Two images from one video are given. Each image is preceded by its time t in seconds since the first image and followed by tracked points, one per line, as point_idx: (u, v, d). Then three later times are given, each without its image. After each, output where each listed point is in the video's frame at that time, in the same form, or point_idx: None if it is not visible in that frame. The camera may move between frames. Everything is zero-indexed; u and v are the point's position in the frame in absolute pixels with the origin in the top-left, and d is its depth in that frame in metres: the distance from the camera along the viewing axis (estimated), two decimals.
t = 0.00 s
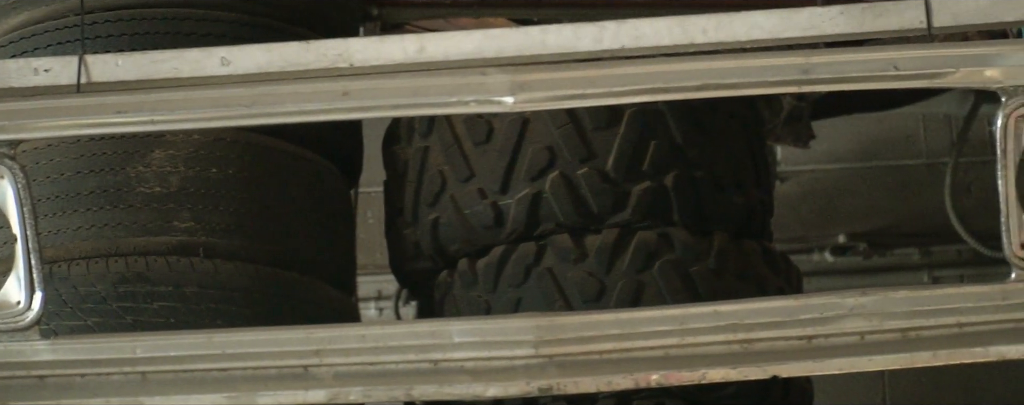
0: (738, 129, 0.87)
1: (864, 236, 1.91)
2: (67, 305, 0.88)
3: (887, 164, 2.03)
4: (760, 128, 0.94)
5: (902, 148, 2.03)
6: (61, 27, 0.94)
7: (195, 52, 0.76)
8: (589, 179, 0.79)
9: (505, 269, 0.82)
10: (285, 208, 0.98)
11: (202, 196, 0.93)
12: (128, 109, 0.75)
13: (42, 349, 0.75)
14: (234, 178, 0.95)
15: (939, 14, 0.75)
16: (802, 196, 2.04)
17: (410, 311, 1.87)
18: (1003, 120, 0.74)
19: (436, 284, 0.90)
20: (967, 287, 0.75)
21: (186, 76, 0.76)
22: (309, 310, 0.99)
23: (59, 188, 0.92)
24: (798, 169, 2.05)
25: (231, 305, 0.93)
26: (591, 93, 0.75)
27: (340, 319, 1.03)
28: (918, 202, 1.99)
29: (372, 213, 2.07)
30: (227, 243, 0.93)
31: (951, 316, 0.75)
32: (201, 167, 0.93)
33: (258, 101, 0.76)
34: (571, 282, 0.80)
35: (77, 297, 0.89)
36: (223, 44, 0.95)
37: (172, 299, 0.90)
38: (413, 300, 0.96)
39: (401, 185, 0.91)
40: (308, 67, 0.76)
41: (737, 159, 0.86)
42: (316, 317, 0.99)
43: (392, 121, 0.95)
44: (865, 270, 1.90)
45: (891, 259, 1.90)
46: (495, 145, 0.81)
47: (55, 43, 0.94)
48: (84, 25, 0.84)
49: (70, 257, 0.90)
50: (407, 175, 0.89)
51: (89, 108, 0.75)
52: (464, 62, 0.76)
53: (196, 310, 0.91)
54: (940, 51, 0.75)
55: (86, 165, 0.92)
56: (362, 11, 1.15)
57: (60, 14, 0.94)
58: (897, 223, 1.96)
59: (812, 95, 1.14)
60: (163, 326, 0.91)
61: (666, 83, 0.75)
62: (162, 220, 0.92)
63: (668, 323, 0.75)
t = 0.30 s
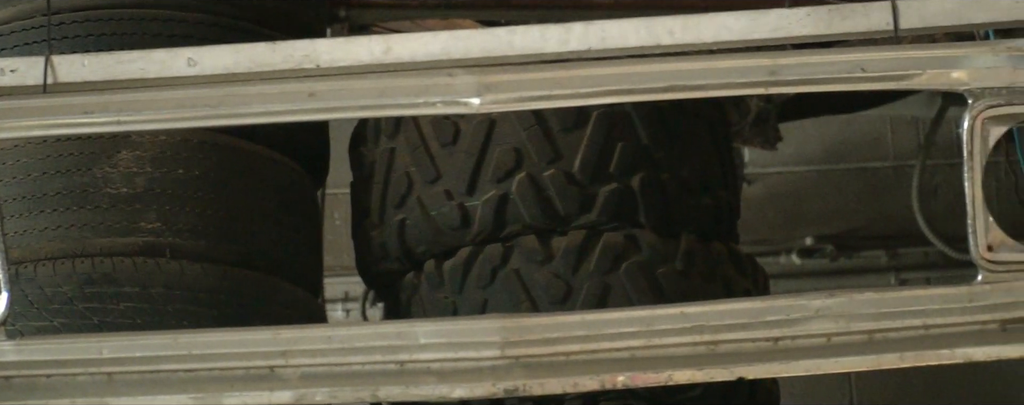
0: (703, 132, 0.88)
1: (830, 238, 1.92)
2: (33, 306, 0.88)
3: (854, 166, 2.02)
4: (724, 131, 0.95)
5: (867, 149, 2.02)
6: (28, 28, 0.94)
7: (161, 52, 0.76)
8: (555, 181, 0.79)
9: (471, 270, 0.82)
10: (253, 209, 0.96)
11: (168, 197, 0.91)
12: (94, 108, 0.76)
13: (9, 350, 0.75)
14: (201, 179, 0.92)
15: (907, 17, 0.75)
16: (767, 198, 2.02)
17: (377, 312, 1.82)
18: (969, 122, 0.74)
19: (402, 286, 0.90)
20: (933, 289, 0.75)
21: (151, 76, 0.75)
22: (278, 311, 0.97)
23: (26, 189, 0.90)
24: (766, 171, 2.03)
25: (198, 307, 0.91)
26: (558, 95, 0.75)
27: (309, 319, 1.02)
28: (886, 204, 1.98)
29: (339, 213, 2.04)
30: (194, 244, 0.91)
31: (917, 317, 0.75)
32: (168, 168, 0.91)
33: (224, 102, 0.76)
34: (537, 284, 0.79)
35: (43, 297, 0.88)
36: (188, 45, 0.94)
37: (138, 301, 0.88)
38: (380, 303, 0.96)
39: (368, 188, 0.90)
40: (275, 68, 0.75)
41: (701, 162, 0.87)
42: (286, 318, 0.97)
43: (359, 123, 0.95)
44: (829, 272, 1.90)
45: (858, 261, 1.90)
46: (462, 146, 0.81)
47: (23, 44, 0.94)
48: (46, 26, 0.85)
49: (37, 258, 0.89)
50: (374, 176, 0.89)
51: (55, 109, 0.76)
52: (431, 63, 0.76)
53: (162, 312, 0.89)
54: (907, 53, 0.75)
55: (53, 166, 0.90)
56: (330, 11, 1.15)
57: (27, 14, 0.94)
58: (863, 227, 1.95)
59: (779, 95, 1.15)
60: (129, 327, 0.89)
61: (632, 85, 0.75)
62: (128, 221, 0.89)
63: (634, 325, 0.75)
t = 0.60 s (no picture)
0: (667, 132, 0.89)
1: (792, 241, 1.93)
2: None
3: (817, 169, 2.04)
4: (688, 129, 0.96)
5: (832, 153, 2.04)
6: None
7: (124, 53, 0.77)
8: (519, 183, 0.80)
9: (434, 272, 0.83)
10: (216, 212, 0.96)
11: (131, 198, 0.91)
12: (54, 110, 0.75)
13: None
14: (162, 180, 0.92)
15: (869, 18, 0.75)
16: (733, 200, 2.04)
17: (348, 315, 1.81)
18: (931, 125, 0.74)
19: (365, 288, 0.91)
20: (896, 291, 0.75)
21: (113, 77, 0.76)
22: (238, 312, 0.97)
23: None
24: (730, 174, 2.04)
25: (160, 308, 0.91)
26: (521, 97, 0.76)
27: (267, 323, 1.02)
28: (847, 205, 2.01)
29: (301, 216, 2.03)
30: (157, 246, 0.91)
31: (879, 320, 0.75)
32: (130, 169, 0.91)
33: (186, 103, 0.75)
34: (500, 286, 0.80)
35: (7, 298, 0.89)
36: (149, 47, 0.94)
37: (101, 302, 0.89)
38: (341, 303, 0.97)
39: (330, 189, 0.91)
40: (236, 70, 0.77)
41: (665, 163, 0.88)
42: (247, 320, 0.98)
43: (321, 124, 0.96)
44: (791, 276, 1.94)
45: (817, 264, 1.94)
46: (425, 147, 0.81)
47: None
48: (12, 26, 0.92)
49: None
50: (336, 178, 0.90)
51: (19, 110, 0.75)
52: (393, 64, 0.77)
53: (125, 313, 0.90)
54: (869, 55, 0.75)
55: (18, 167, 0.90)
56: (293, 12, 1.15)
57: None
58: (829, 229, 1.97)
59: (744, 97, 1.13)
60: (93, 329, 0.90)
61: (595, 87, 0.75)
62: (91, 222, 0.89)
63: (596, 327, 0.74)
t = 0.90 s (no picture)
0: (628, 136, 0.94)
1: (756, 244, 2.10)
2: None
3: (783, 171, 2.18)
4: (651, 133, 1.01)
5: (795, 158, 2.19)
6: None
7: (86, 54, 0.76)
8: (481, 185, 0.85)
9: (397, 272, 0.88)
10: (176, 213, 0.98)
11: (92, 199, 0.92)
12: (16, 110, 0.76)
13: None
14: (123, 182, 0.94)
15: (834, 20, 0.74)
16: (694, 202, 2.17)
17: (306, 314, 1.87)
18: (894, 127, 0.74)
19: (328, 290, 0.96)
20: (857, 294, 0.75)
21: (75, 77, 0.76)
22: (200, 313, 0.99)
23: None
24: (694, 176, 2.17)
25: (122, 309, 0.92)
26: (482, 99, 0.76)
27: (233, 323, 1.04)
28: (807, 210, 2.16)
29: (265, 220, 2.16)
30: (118, 246, 0.93)
31: (840, 323, 0.74)
32: (92, 170, 0.92)
33: (147, 104, 0.76)
34: (463, 287, 0.85)
35: None
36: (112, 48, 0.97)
37: (62, 303, 0.90)
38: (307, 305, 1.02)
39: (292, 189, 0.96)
40: (195, 70, 0.76)
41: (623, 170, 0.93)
42: (208, 320, 1.00)
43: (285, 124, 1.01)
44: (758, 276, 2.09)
45: (784, 268, 2.10)
46: (388, 150, 0.86)
47: None
48: None
49: None
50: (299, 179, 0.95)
51: None
52: (355, 65, 0.76)
53: (85, 314, 0.91)
54: (832, 58, 0.75)
55: None
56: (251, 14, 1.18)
57: None
58: (791, 232, 2.14)
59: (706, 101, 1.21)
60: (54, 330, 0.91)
61: (557, 89, 0.75)
62: (52, 223, 0.90)
63: (557, 329, 0.75)
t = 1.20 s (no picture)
0: (588, 138, 0.97)
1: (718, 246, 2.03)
2: None
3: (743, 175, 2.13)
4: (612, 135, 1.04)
5: (760, 160, 2.14)
6: None
7: (49, 56, 0.76)
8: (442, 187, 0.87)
9: (357, 276, 0.90)
10: (136, 215, 0.99)
11: (53, 201, 0.92)
12: None
13: None
14: (84, 185, 0.94)
15: (795, 24, 0.74)
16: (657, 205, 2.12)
17: (266, 319, 1.89)
18: (855, 130, 0.72)
19: (289, 292, 0.98)
20: (820, 297, 0.74)
21: (39, 78, 0.76)
22: (158, 315, 1.00)
23: None
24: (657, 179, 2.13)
25: (83, 310, 0.93)
26: (445, 101, 0.76)
27: (188, 325, 1.05)
28: (774, 212, 2.09)
29: (227, 222, 2.19)
30: (78, 247, 0.93)
31: (802, 326, 0.74)
32: (53, 172, 0.93)
33: (109, 105, 0.77)
34: (425, 290, 0.87)
35: None
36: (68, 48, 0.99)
37: (23, 305, 0.90)
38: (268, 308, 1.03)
39: (254, 190, 0.99)
40: (159, 72, 0.76)
41: (583, 172, 0.96)
42: (167, 322, 1.01)
43: (247, 126, 1.04)
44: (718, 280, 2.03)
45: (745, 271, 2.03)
46: (349, 153, 0.88)
47: None
48: None
49: None
50: (261, 182, 0.98)
51: None
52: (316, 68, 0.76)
53: (46, 315, 0.92)
54: (794, 61, 0.73)
55: None
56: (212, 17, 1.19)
57: None
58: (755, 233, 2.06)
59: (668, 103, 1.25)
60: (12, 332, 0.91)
61: (519, 92, 0.75)
62: (13, 224, 0.91)
63: (518, 332, 0.75)
